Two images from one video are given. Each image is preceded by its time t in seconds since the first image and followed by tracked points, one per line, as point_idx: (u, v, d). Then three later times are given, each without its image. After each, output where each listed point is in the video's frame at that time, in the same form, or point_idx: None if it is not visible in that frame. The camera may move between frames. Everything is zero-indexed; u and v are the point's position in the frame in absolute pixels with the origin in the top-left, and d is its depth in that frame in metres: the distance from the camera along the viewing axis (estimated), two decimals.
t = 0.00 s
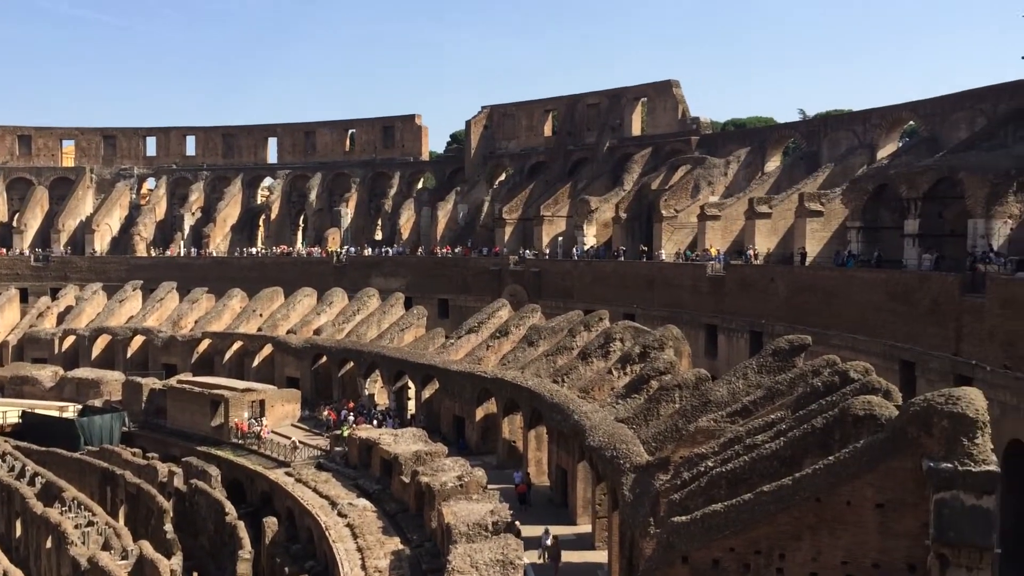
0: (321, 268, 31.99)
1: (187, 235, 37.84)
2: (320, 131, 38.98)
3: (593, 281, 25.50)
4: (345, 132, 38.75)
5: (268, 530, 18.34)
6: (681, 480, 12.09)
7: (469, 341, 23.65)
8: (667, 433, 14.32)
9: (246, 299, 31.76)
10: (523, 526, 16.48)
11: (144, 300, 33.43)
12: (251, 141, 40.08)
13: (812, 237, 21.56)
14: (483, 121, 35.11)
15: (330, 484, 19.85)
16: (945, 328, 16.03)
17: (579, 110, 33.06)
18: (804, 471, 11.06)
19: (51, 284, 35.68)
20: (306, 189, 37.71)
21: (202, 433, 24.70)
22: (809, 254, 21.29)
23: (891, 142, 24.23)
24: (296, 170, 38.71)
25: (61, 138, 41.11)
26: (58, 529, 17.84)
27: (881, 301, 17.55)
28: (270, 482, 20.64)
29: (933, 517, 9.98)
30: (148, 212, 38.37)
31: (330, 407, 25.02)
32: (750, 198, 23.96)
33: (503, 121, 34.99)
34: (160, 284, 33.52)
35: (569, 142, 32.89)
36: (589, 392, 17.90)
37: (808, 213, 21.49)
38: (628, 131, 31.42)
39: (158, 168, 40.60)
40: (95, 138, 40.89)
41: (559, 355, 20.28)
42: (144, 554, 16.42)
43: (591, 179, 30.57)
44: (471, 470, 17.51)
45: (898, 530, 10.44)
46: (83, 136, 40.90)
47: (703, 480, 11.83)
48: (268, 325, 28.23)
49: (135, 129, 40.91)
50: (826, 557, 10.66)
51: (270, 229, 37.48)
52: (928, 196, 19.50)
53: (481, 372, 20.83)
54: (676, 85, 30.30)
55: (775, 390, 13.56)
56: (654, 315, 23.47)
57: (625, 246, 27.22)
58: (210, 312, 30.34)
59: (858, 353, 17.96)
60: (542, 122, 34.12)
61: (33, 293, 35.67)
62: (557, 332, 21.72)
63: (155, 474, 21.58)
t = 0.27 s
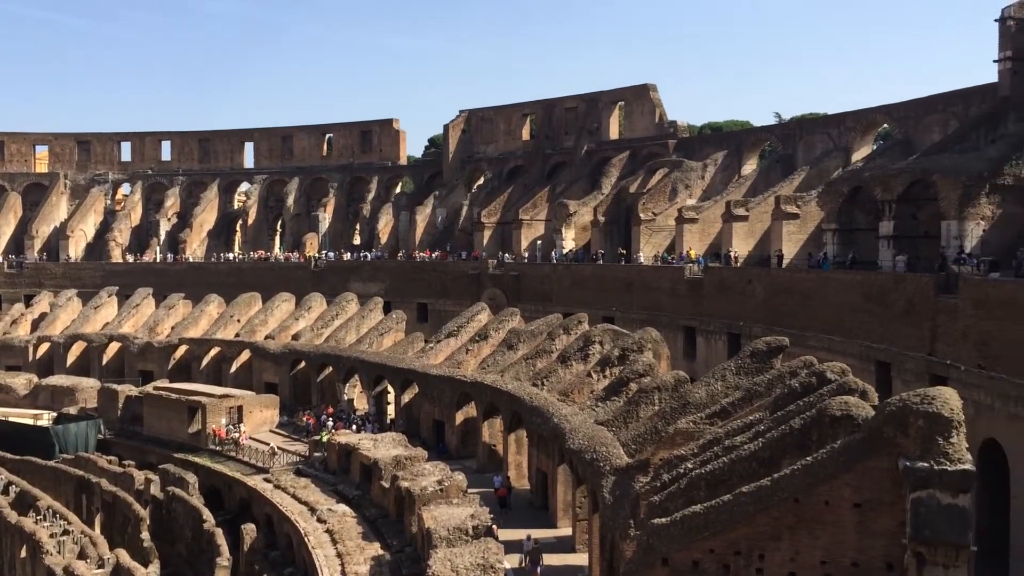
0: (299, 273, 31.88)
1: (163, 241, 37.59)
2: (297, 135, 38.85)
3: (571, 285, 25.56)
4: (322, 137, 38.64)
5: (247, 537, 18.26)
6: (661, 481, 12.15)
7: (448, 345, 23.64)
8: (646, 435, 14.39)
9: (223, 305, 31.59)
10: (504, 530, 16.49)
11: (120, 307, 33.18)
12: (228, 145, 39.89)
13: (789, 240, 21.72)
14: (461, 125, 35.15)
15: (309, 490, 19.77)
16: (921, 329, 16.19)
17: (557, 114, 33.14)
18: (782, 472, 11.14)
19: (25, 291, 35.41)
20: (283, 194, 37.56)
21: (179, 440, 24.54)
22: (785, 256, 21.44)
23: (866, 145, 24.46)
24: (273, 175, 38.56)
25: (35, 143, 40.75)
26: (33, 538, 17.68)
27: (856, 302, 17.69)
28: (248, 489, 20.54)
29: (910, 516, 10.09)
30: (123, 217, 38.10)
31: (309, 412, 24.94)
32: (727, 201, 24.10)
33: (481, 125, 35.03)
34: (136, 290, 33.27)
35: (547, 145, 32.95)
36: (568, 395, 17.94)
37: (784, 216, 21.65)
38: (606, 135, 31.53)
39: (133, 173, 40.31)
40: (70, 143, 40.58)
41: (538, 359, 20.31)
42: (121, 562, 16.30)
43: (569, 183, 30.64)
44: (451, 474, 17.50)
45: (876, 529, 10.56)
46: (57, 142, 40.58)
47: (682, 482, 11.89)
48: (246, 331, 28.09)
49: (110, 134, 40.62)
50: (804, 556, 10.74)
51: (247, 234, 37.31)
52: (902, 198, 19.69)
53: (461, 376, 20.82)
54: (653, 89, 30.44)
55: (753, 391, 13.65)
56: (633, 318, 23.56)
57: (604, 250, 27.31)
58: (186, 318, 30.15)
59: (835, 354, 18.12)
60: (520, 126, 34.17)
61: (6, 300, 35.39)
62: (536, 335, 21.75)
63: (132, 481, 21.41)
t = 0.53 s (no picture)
0: (273, 271, 31.69)
1: (136, 238, 37.26)
2: (272, 132, 38.62)
3: (547, 284, 25.59)
4: (297, 134, 38.44)
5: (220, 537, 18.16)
6: (636, 479, 12.18)
7: (424, 343, 23.60)
8: (622, 434, 14.43)
9: (197, 303, 31.35)
10: (479, 529, 16.48)
11: (91, 305, 32.85)
12: (201, 142, 39.58)
13: (763, 239, 21.85)
14: (437, 124, 35.11)
15: (283, 490, 19.65)
16: (893, 328, 16.34)
17: (533, 112, 33.16)
18: (756, 470, 11.20)
19: None
20: (258, 191, 37.32)
21: (151, 440, 24.32)
22: (760, 256, 21.57)
23: (839, 145, 24.67)
24: (247, 173, 38.32)
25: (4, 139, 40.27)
26: (2, 539, 17.47)
27: (830, 301, 17.82)
28: (221, 488, 20.39)
29: (881, 513, 10.18)
30: (95, 214, 37.73)
31: (283, 412, 24.81)
32: (702, 200, 24.21)
33: (457, 124, 34.99)
34: (107, 288, 32.95)
35: (523, 144, 32.95)
36: (544, 394, 17.95)
37: (759, 215, 21.78)
38: (582, 133, 31.58)
39: (105, 169, 39.92)
40: (40, 139, 40.15)
41: (514, 357, 20.32)
42: (92, 563, 16.14)
43: (545, 181, 30.66)
44: (426, 473, 17.46)
45: (848, 526, 10.64)
46: (27, 138, 40.16)
47: (657, 480, 11.92)
48: (219, 329, 27.88)
49: (82, 130, 40.20)
50: (777, 553, 10.80)
51: (221, 231, 37.05)
52: (875, 198, 19.86)
53: (437, 375, 20.78)
54: (629, 88, 30.53)
55: (727, 390, 13.72)
56: (609, 316, 23.62)
57: (580, 248, 27.36)
58: (159, 316, 29.89)
59: (808, 353, 18.26)
60: (496, 125, 34.15)
61: None
62: (512, 334, 21.75)
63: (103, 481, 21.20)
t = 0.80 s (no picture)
0: (244, 271, 31.46)
1: (104, 237, 36.85)
2: (243, 131, 38.35)
3: (520, 284, 25.62)
4: (269, 133, 38.20)
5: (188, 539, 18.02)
6: (607, 480, 12.22)
7: (396, 343, 23.54)
8: (594, 434, 14.47)
9: (166, 302, 31.06)
10: (451, 530, 16.47)
11: (58, 304, 32.46)
12: (171, 140, 39.21)
13: (735, 241, 22.00)
14: (410, 124, 35.06)
15: (253, 491, 19.50)
16: (860, 329, 16.51)
17: (507, 113, 33.18)
18: (726, 470, 11.28)
19: None
20: (228, 190, 37.03)
21: (118, 441, 24.07)
22: (731, 257, 21.72)
23: (809, 148, 24.90)
24: (218, 171, 38.03)
25: None
26: None
27: (799, 303, 17.97)
28: (190, 489, 20.21)
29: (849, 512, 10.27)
30: (62, 212, 37.29)
31: (253, 412, 24.65)
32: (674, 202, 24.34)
33: (430, 124, 34.94)
34: (75, 287, 32.57)
35: (496, 145, 32.95)
36: (517, 394, 17.97)
37: (730, 217, 21.93)
38: (556, 135, 31.64)
39: (72, 167, 39.46)
40: (7, 136, 39.63)
41: (487, 358, 20.31)
42: (58, 565, 15.95)
43: (518, 182, 30.69)
44: (398, 473, 17.42)
45: (817, 525, 10.74)
46: None
47: (628, 480, 11.97)
48: (188, 329, 27.64)
49: (49, 127, 39.72)
50: (747, 552, 10.88)
51: (191, 230, 36.74)
52: (844, 201, 20.07)
53: (409, 375, 20.73)
54: (602, 90, 30.64)
55: (698, 391, 13.80)
56: (581, 317, 23.69)
57: (553, 249, 27.41)
58: (127, 316, 29.58)
59: (778, 354, 18.42)
60: (470, 125, 34.13)
61: None
62: (485, 334, 21.75)
63: (69, 483, 20.94)
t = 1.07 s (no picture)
0: (211, 265, 31.18)
1: (67, 230, 36.36)
2: (211, 124, 37.99)
3: (490, 280, 25.62)
4: (237, 126, 37.88)
5: (154, 535, 17.87)
6: (576, 475, 12.27)
7: (366, 339, 23.46)
8: (563, 430, 14.51)
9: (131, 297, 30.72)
10: (420, 525, 16.45)
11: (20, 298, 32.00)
12: (137, 133, 38.74)
13: (704, 238, 22.14)
14: (380, 118, 34.91)
15: (220, 487, 19.35)
16: (827, 326, 16.68)
17: (477, 109, 33.14)
18: (693, 465, 11.36)
19: None
20: (195, 184, 36.66)
21: (82, 437, 23.78)
22: (700, 254, 21.87)
23: (777, 146, 25.12)
24: (185, 164, 37.66)
25: None
26: None
27: (767, 299, 18.13)
28: (156, 486, 20.01)
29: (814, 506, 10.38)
30: (25, 205, 36.75)
31: (220, 408, 24.49)
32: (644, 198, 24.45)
33: (401, 119, 34.83)
34: (37, 281, 32.11)
35: (467, 140, 32.91)
36: (487, 389, 17.98)
37: (699, 214, 22.07)
38: (526, 130, 31.66)
39: (35, 159, 38.89)
40: None
41: (456, 353, 20.30)
42: (20, 563, 15.74)
43: (489, 178, 30.68)
44: (366, 469, 17.37)
45: (783, 520, 10.84)
46: None
47: (597, 475, 12.02)
48: (154, 324, 27.36)
49: (12, 118, 39.11)
50: (714, 547, 10.97)
51: (157, 224, 36.36)
52: (812, 198, 20.26)
53: (378, 370, 20.67)
54: (573, 87, 30.70)
55: (666, 386, 13.89)
56: (551, 313, 23.74)
57: (523, 245, 27.43)
58: (91, 310, 29.23)
59: (745, 350, 18.57)
60: (440, 120, 34.06)
61: None
62: (454, 330, 21.73)
63: (32, 479, 20.66)
